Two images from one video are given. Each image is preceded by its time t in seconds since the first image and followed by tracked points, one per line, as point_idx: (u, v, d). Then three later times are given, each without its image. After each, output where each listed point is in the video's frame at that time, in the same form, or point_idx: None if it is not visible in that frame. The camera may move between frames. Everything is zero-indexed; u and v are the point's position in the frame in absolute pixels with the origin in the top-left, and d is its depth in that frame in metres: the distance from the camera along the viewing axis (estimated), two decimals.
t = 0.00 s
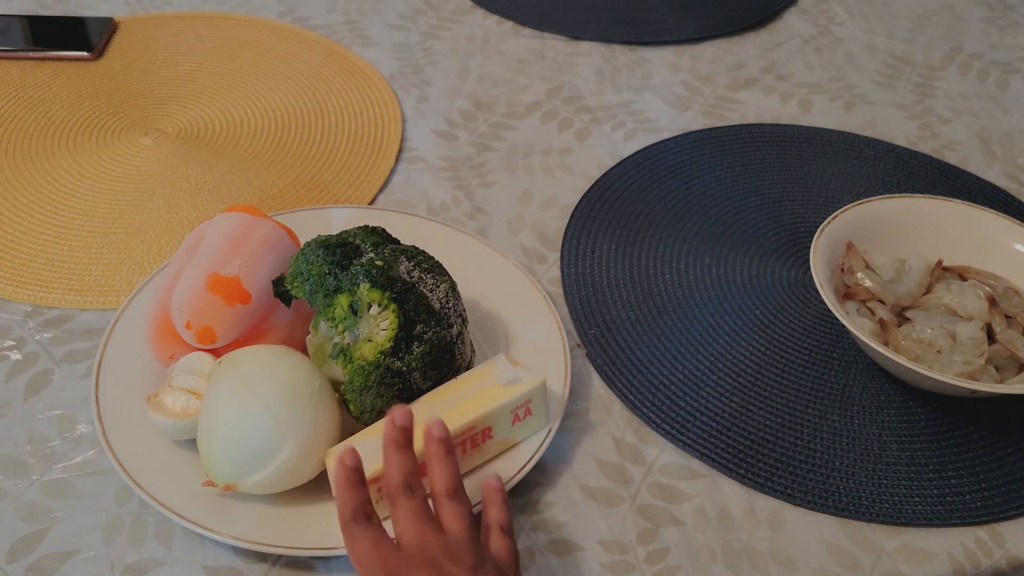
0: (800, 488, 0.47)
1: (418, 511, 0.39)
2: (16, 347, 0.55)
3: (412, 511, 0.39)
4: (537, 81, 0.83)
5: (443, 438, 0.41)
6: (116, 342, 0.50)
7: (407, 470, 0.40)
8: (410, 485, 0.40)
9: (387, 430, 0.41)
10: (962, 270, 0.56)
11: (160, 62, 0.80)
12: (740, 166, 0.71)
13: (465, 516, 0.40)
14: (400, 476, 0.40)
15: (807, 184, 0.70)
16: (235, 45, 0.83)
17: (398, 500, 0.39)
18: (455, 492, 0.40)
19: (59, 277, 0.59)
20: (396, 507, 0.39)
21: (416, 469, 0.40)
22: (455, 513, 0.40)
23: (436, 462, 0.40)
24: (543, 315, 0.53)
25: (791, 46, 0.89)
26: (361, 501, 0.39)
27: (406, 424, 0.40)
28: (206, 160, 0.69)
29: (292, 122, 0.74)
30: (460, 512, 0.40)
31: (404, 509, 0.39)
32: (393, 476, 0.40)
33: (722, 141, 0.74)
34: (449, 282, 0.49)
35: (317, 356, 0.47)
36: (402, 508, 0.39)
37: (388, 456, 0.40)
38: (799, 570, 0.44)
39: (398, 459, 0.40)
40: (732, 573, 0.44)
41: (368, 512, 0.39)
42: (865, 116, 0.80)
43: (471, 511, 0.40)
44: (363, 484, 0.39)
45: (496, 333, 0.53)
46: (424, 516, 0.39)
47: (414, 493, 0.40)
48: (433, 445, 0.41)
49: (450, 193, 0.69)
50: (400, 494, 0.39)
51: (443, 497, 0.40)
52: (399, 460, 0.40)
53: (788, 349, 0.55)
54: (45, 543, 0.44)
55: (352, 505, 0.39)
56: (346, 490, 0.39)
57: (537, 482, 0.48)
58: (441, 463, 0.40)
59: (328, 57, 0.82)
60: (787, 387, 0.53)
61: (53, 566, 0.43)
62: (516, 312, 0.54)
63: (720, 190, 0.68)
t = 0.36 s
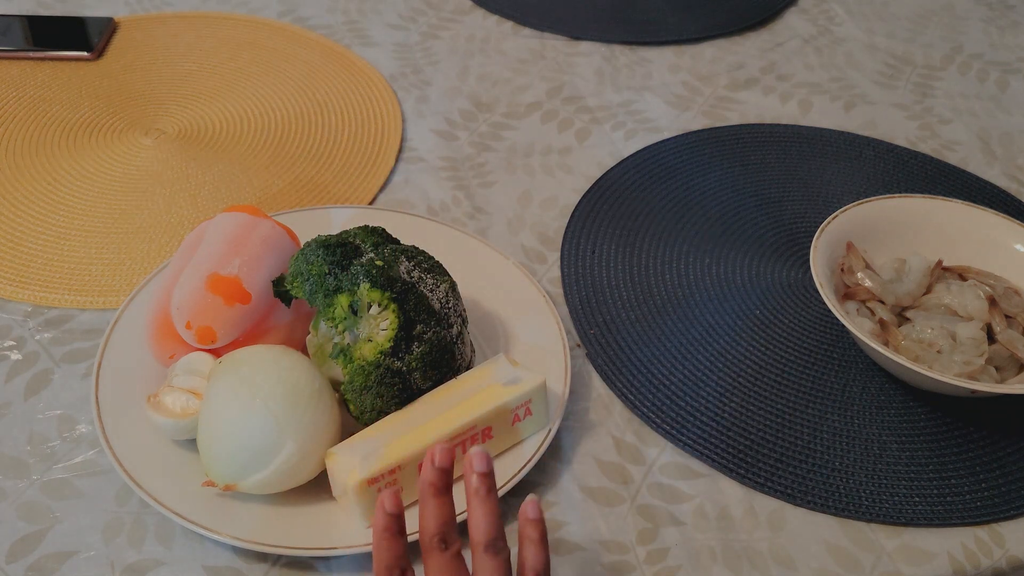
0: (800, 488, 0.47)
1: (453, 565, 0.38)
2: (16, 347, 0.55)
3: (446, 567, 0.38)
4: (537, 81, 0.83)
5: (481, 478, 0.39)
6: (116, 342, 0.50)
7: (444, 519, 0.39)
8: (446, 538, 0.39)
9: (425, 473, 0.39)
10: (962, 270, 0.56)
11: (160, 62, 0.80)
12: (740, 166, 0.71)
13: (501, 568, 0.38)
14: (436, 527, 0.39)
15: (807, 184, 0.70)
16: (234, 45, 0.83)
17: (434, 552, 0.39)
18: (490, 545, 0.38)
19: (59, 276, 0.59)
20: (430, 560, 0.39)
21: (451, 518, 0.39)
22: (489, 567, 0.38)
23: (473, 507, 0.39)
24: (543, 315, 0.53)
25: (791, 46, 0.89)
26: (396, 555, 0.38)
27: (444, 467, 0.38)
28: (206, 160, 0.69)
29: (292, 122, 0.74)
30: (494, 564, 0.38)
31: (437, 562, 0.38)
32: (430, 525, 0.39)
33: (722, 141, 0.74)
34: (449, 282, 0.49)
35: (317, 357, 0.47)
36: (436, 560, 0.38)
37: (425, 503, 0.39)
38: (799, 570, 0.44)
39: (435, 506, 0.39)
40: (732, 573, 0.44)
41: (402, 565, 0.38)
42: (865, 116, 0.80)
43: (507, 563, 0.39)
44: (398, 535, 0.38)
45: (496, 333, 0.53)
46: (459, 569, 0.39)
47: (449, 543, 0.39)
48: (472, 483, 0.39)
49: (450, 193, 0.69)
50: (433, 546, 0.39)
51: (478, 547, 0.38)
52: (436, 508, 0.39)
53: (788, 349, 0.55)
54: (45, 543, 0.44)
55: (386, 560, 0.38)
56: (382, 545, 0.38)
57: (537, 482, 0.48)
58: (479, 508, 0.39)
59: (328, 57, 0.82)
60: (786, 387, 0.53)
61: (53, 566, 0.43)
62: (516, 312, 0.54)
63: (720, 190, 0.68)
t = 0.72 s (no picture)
0: (800, 488, 0.47)
1: (465, 309, 0.36)
2: (16, 347, 0.55)
3: (458, 307, 0.36)
4: (537, 81, 0.83)
5: (521, 261, 0.37)
6: (116, 341, 0.49)
7: (476, 265, 0.36)
8: (469, 283, 0.36)
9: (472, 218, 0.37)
10: (962, 270, 0.56)
11: (160, 63, 0.80)
12: (740, 166, 0.71)
13: (506, 340, 0.37)
14: (465, 269, 0.36)
15: (807, 184, 0.70)
16: (234, 45, 0.83)
17: (453, 290, 0.36)
18: (507, 316, 0.37)
19: (59, 277, 0.59)
20: (445, 296, 0.36)
21: (481, 267, 0.37)
22: (498, 333, 0.37)
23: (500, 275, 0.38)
24: (543, 315, 0.53)
25: (791, 46, 0.89)
26: (409, 272, 0.35)
27: (497, 223, 0.37)
28: (206, 160, 0.69)
29: (292, 122, 0.74)
30: (501, 333, 0.37)
31: (452, 301, 0.36)
32: (456, 264, 0.36)
33: (722, 141, 0.74)
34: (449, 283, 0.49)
35: (317, 357, 0.47)
36: (451, 295, 0.36)
37: (461, 244, 0.37)
38: (799, 570, 0.44)
39: (473, 248, 0.36)
40: (732, 573, 0.44)
41: (409, 286, 0.35)
42: (865, 116, 0.80)
43: (511, 339, 0.37)
44: (420, 257, 0.35)
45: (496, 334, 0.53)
46: (469, 316, 0.36)
47: (470, 294, 0.36)
48: (509, 263, 0.38)
49: (450, 193, 0.69)
50: (454, 285, 0.36)
51: (493, 312, 0.37)
52: (473, 254, 0.36)
53: (788, 349, 0.55)
54: (46, 543, 0.44)
55: (398, 272, 0.35)
56: (398, 258, 0.35)
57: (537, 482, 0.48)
58: (508, 278, 0.38)
59: (328, 57, 0.82)
60: (787, 387, 0.53)
61: (53, 566, 0.43)
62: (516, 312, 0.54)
63: (720, 190, 0.68)
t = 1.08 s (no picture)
0: (800, 488, 0.47)
1: (460, 458, 0.39)
2: (16, 347, 0.55)
3: (453, 458, 0.39)
4: (537, 80, 0.83)
5: (517, 414, 0.42)
6: (116, 342, 0.50)
7: (470, 420, 0.40)
8: (464, 432, 0.40)
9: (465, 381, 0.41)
10: (962, 270, 0.56)
11: (161, 62, 0.80)
12: (740, 166, 0.71)
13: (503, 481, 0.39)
14: (460, 420, 0.40)
15: (807, 184, 0.70)
16: (234, 45, 0.83)
17: (449, 441, 0.39)
18: (505, 458, 0.40)
19: (59, 277, 0.59)
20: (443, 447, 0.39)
21: (476, 419, 0.40)
22: (495, 472, 0.39)
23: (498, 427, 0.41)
24: (543, 315, 0.53)
25: (791, 46, 0.89)
26: (411, 427, 0.39)
27: (485, 381, 0.41)
28: (206, 160, 0.69)
29: (292, 122, 0.74)
30: (499, 474, 0.39)
31: (449, 449, 0.39)
32: (454, 420, 0.40)
33: (722, 141, 0.74)
34: (449, 282, 0.48)
35: (317, 356, 0.47)
36: (449, 445, 0.39)
37: (456, 403, 0.41)
38: (799, 570, 0.44)
39: (466, 407, 0.40)
40: (732, 573, 0.44)
41: (411, 442, 0.39)
42: (865, 116, 0.80)
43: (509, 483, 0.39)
44: (419, 420, 0.39)
45: (496, 333, 0.53)
46: (466, 466, 0.39)
47: (467, 442, 0.39)
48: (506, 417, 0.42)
49: (449, 193, 0.69)
50: (450, 437, 0.39)
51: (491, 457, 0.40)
52: (466, 412, 0.40)
53: (787, 349, 0.55)
54: (46, 542, 0.44)
55: (398, 431, 0.39)
56: (400, 414, 0.39)
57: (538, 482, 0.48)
58: (505, 431, 0.41)
59: (328, 57, 0.82)
60: (787, 387, 0.53)
61: (53, 566, 0.43)
62: (516, 312, 0.54)
63: (720, 190, 0.68)
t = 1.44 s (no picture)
0: (800, 488, 0.47)
1: (451, 471, 0.39)
2: (16, 347, 0.55)
3: (443, 470, 0.39)
4: (537, 81, 0.83)
5: (510, 427, 0.41)
6: (116, 341, 0.50)
7: (463, 431, 0.40)
8: (457, 444, 0.40)
9: (466, 390, 0.42)
10: (962, 270, 0.56)
11: (161, 62, 0.80)
12: (740, 166, 0.71)
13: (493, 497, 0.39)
14: (454, 431, 0.40)
15: (807, 184, 0.70)
16: (234, 45, 0.83)
17: (442, 452, 0.39)
18: (496, 475, 0.39)
19: (58, 277, 0.59)
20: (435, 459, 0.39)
21: (472, 432, 0.40)
22: (485, 490, 0.39)
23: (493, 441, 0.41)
24: (543, 315, 0.53)
25: (791, 46, 0.89)
26: (406, 436, 0.40)
27: (489, 391, 0.41)
28: (206, 160, 0.69)
29: (292, 122, 0.74)
30: (490, 492, 0.39)
31: (441, 461, 0.39)
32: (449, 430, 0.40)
33: (722, 141, 0.74)
34: (449, 282, 0.48)
35: (317, 356, 0.47)
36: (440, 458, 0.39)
37: (455, 412, 0.41)
38: (799, 570, 0.44)
39: (464, 415, 0.41)
40: (732, 573, 0.44)
41: (403, 450, 0.39)
42: (865, 116, 0.80)
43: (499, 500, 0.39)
44: (415, 428, 0.40)
45: (496, 333, 0.53)
46: (455, 478, 0.39)
47: (460, 455, 0.39)
48: (500, 431, 0.41)
49: (449, 193, 0.69)
50: (444, 448, 0.39)
51: (482, 472, 0.39)
52: (461, 421, 0.40)
53: (788, 348, 0.55)
54: (46, 542, 0.44)
55: (391, 437, 0.39)
56: (393, 423, 0.40)
57: (538, 482, 0.48)
58: (498, 445, 0.40)
59: (328, 57, 0.82)
60: (787, 387, 0.53)
61: (53, 567, 0.43)
62: (516, 312, 0.54)
63: (720, 190, 0.68)
